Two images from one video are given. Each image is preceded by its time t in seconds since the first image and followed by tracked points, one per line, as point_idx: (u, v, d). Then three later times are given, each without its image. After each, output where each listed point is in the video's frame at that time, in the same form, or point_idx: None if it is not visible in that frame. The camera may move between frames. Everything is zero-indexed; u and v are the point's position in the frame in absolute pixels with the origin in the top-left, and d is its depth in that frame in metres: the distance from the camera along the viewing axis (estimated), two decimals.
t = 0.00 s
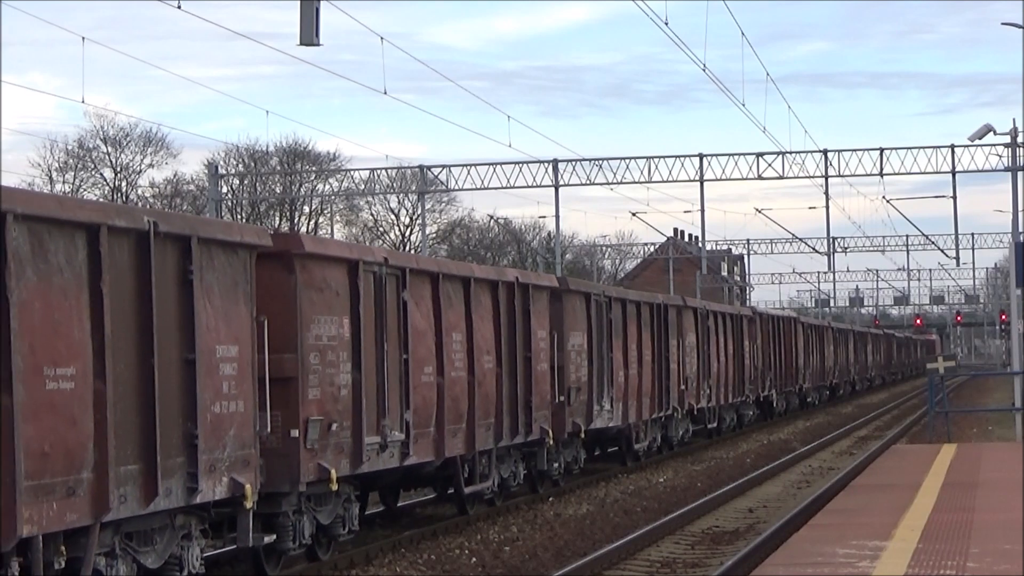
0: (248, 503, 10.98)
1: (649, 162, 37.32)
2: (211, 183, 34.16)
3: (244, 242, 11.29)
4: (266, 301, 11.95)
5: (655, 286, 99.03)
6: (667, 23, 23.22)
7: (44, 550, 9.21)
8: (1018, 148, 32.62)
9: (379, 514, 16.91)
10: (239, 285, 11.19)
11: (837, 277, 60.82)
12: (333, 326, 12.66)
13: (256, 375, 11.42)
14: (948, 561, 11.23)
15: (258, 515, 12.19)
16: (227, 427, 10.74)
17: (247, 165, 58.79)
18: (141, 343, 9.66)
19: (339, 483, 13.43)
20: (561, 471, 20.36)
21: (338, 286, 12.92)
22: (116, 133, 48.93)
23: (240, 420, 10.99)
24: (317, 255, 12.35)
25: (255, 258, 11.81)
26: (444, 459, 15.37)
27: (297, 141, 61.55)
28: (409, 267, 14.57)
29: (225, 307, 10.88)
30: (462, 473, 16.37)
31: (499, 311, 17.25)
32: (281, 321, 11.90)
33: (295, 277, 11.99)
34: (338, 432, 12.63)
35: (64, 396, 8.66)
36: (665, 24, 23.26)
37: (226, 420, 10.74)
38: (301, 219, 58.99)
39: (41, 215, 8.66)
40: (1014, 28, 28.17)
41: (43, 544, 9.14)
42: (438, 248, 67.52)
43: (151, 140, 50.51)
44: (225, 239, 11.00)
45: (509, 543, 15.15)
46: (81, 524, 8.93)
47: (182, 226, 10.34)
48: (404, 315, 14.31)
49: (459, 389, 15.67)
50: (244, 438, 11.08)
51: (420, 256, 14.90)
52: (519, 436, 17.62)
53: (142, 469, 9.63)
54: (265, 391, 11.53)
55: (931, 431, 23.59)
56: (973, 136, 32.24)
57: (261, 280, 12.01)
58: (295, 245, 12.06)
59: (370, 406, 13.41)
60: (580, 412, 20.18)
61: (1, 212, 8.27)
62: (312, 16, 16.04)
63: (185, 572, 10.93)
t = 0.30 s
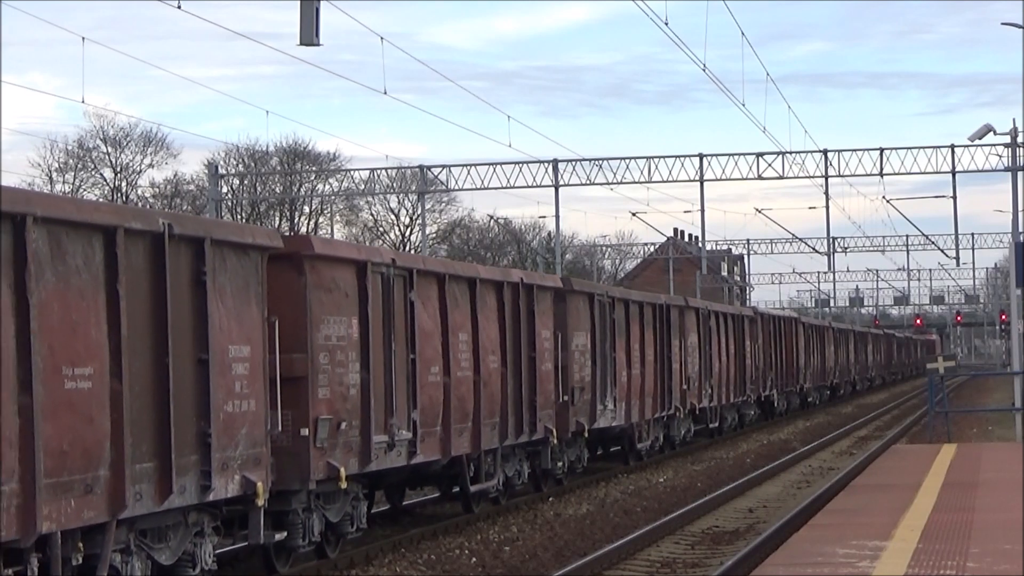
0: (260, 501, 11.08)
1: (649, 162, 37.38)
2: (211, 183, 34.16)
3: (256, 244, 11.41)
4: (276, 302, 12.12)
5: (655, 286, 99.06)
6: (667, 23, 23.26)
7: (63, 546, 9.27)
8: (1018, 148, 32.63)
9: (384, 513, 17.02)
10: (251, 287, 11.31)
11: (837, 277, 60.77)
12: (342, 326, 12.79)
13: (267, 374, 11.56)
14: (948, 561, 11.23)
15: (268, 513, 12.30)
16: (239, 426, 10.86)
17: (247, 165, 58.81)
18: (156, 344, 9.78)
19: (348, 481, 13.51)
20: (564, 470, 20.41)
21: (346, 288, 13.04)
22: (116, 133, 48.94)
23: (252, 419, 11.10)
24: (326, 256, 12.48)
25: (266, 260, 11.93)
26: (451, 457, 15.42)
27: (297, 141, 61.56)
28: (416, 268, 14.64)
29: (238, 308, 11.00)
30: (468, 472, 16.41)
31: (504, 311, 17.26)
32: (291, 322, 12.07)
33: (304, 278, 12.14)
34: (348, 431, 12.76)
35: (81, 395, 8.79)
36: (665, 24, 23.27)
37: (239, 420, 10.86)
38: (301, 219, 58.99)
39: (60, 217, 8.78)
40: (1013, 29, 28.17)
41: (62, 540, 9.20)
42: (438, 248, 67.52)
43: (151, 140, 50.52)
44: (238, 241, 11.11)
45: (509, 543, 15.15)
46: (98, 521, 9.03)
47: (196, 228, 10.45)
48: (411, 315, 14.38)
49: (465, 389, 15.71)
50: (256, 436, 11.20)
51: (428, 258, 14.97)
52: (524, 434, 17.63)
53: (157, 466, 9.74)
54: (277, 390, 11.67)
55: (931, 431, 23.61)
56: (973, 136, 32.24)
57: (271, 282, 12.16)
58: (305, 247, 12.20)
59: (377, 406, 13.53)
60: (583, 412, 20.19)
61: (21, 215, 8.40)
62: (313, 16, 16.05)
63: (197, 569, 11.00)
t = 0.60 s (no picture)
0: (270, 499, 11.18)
1: (649, 162, 37.42)
2: (211, 183, 34.15)
3: (266, 245, 11.52)
4: (285, 304, 12.21)
5: (655, 286, 99.08)
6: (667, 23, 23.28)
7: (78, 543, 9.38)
8: (1018, 148, 32.63)
9: (388, 511, 17.08)
10: (261, 288, 11.42)
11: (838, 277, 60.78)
12: (350, 327, 12.89)
13: (276, 374, 11.66)
14: (948, 561, 11.23)
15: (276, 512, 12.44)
16: (249, 425, 10.95)
17: (247, 165, 58.81)
18: (168, 344, 9.88)
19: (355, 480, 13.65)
20: (567, 469, 20.44)
21: (354, 288, 13.13)
22: (116, 133, 48.94)
23: (261, 418, 11.20)
24: (334, 257, 12.58)
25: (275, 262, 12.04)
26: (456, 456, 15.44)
27: (297, 141, 61.57)
28: (422, 269, 14.69)
29: (248, 309, 11.11)
30: (473, 471, 16.46)
31: (509, 312, 17.27)
32: (300, 322, 12.16)
33: (312, 279, 12.23)
34: (355, 430, 12.86)
35: (96, 395, 8.88)
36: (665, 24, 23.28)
37: (249, 419, 10.96)
38: (301, 219, 58.99)
39: (75, 219, 8.88)
40: (1013, 29, 28.18)
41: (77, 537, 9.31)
42: (438, 248, 67.52)
43: (151, 140, 50.52)
44: (248, 243, 11.22)
45: (509, 544, 15.16)
46: (111, 518, 9.14)
47: (207, 230, 10.55)
48: (418, 316, 14.44)
49: (470, 389, 15.74)
50: (266, 435, 11.29)
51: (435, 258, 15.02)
52: (528, 434, 17.64)
53: (169, 464, 9.84)
54: (286, 389, 11.76)
55: (931, 431, 23.62)
56: (973, 135, 32.24)
57: (280, 283, 12.26)
58: (314, 249, 12.30)
59: (384, 405, 13.61)
60: (587, 411, 20.20)
61: (39, 218, 8.50)
62: (313, 16, 16.05)
63: (208, 566, 11.18)
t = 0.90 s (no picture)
0: (281, 497, 11.28)
1: (649, 162, 37.41)
2: (211, 183, 34.14)
3: (276, 247, 11.61)
4: (295, 304, 12.26)
5: (655, 286, 99.09)
6: (667, 22, 23.24)
7: (94, 540, 9.46)
8: (1018, 148, 32.59)
9: (393, 509, 17.15)
10: (272, 288, 11.50)
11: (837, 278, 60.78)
12: (358, 327, 12.94)
13: (287, 373, 11.71)
14: (948, 561, 11.23)
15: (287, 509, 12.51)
16: (260, 424, 11.04)
17: (247, 165, 58.82)
18: (182, 344, 10.01)
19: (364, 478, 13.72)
20: (570, 468, 20.46)
21: (362, 289, 13.17)
22: (116, 133, 48.95)
23: (272, 417, 11.28)
24: (343, 258, 12.64)
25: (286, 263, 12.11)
26: (462, 455, 15.44)
27: (297, 141, 61.56)
28: (429, 270, 14.70)
29: (258, 309, 11.19)
30: (478, 469, 16.49)
31: (513, 312, 17.28)
32: (309, 322, 12.20)
33: (322, 280, 12.27)
34: (363, 429, 12.90)
35: (112, 394, 9.04)
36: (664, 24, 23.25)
37: (260, 418, 11.05)
38: (301, 218, 58.99)
39: (92, 221, 9.04)
40: (1013, 28, 28.03)
41: (93, 533, 9.40)
42: (438, 248, 67.51)
43: (151, 140, 50.52)
44: (259, 244, 11.31)
45: (509, 544, 15.16)
46: (127, 515, 9.27)
47: (220, 232, 10.66)
48: (424, 316, 14.45)
49: (475, 388, 15.74)
50: (276, 434, 11.37)
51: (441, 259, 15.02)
52: (532, 433, 17.64)
53: (183, 462, 9.97)
54: (296, 388, 11.82)
55: (931, 431, 23.61)
56: (973, 136, 32.20)
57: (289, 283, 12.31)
58: (323, 249, 12.35)
59: (391, 404, 13.63)
60: (590, 411, 20.20)
61: (57, 221, 8.65)
62: (312, 16, 16.05)
63: (220, 563, 11.24)
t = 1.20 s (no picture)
0: (290, 495, 11.35)
1: (649, 162, 37.42)
2: (211, 183, 34.14)
3: (286, 248, 11.65)
4: (303, 306, 12.28)
5: (655, 286, 99.10)
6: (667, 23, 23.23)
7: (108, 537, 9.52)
8: (1017, 148, 32.58)
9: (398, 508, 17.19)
10: (281, 289, 11.54)
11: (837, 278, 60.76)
12: (366, 327, 12.96)
13: (295, 372, 11.76)
14: (947, 561, 11.23)
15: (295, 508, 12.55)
16: (269, 424, 11.09)
17: (247, 165, 58.83)
18: (192, 344, 10.09)
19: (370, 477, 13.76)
20: (573, 467, 20.47)
21: (370, 290, 13.19)
22: (116, 133, 48.95)
23: (280, 416, 11.32)
24: (351, 259, 12.66)
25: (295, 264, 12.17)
26: (466, 454, 15.44)
27: (297, 141, 61.57)
28: (435, 270, 14.71)
29: (267, 310, 11.24)
30: (482, 468, 16.51)
31: (517, 312, 17.28)
32: (317, 322, 12.23)
33: (330, 280, 12.28)
34: (371, 428, 12.92)
35: (126, 393, 9.14)
36: (665, 24, 23.22)
37: (269, 418, 11.10)
38: (301, 219, 59.00)
39: (107, 224, 9.15)
40: (1013, 29, 27.95)
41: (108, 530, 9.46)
42: (438, 248, 67.50)
43: (151, 140, 50.53)
44: (269, 245, 11.37)
45: (509, 544, 15.16)
46: (140, 513, 9.36)
47: (230, 234, 10.73)
48: (430, 316, 14.45)
49: (480, 388, 15.74)
50: (285, 433, 11.41)
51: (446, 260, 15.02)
52: (536, 432, 17.64)
53: (194, 461, 10.04)
54: (304, 388, 11.85)
55: (930, 431, 23.61)
56: (973, 136, 32.19)
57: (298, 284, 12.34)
58: (331, 251, 12.37)
59: (398, 404, 13.64)
60: (593, 410, 20.20)
61: (73, 223, 8.78)
62: (312, 16, 16.06)
63: (230, 560, 11.27)
